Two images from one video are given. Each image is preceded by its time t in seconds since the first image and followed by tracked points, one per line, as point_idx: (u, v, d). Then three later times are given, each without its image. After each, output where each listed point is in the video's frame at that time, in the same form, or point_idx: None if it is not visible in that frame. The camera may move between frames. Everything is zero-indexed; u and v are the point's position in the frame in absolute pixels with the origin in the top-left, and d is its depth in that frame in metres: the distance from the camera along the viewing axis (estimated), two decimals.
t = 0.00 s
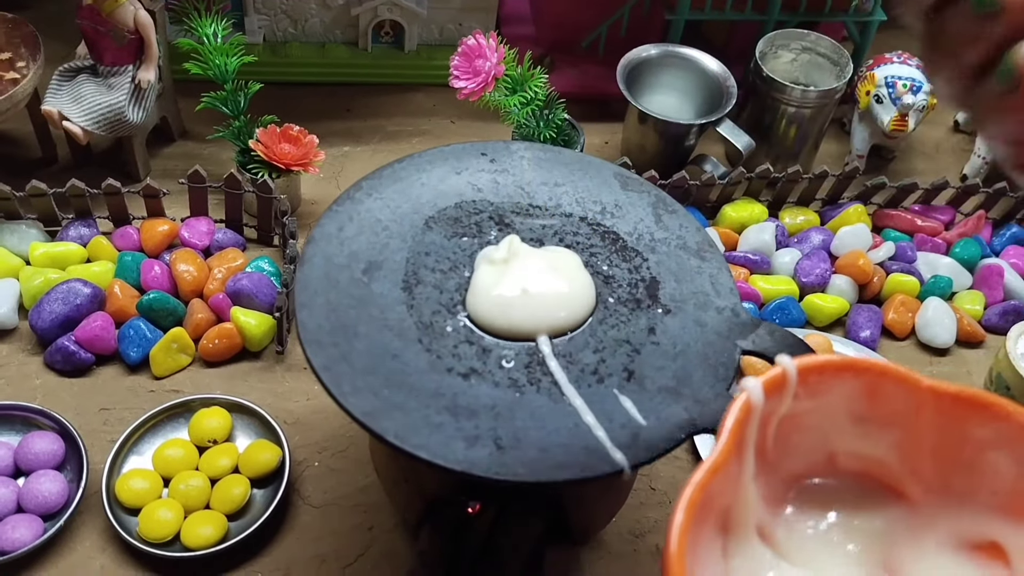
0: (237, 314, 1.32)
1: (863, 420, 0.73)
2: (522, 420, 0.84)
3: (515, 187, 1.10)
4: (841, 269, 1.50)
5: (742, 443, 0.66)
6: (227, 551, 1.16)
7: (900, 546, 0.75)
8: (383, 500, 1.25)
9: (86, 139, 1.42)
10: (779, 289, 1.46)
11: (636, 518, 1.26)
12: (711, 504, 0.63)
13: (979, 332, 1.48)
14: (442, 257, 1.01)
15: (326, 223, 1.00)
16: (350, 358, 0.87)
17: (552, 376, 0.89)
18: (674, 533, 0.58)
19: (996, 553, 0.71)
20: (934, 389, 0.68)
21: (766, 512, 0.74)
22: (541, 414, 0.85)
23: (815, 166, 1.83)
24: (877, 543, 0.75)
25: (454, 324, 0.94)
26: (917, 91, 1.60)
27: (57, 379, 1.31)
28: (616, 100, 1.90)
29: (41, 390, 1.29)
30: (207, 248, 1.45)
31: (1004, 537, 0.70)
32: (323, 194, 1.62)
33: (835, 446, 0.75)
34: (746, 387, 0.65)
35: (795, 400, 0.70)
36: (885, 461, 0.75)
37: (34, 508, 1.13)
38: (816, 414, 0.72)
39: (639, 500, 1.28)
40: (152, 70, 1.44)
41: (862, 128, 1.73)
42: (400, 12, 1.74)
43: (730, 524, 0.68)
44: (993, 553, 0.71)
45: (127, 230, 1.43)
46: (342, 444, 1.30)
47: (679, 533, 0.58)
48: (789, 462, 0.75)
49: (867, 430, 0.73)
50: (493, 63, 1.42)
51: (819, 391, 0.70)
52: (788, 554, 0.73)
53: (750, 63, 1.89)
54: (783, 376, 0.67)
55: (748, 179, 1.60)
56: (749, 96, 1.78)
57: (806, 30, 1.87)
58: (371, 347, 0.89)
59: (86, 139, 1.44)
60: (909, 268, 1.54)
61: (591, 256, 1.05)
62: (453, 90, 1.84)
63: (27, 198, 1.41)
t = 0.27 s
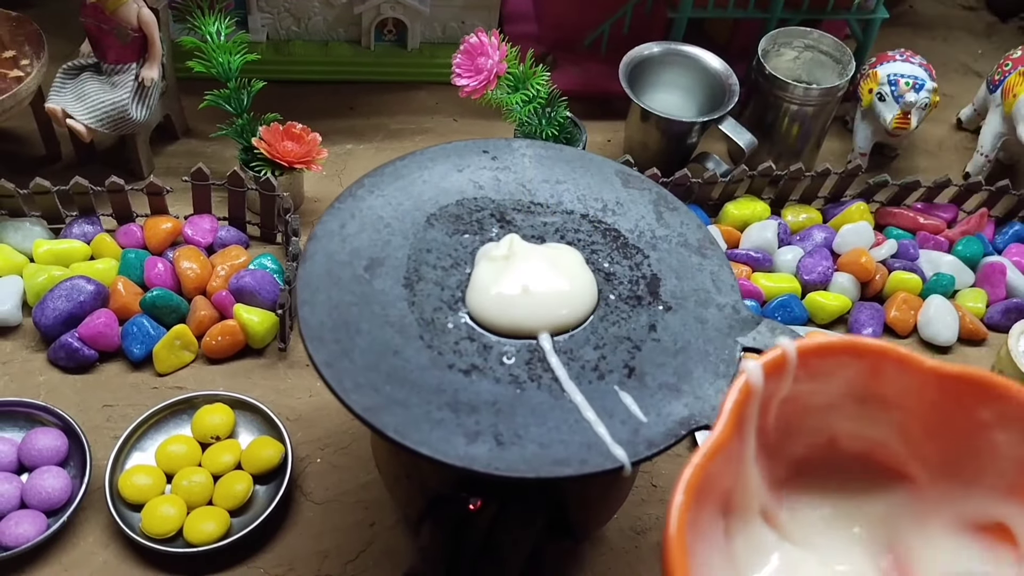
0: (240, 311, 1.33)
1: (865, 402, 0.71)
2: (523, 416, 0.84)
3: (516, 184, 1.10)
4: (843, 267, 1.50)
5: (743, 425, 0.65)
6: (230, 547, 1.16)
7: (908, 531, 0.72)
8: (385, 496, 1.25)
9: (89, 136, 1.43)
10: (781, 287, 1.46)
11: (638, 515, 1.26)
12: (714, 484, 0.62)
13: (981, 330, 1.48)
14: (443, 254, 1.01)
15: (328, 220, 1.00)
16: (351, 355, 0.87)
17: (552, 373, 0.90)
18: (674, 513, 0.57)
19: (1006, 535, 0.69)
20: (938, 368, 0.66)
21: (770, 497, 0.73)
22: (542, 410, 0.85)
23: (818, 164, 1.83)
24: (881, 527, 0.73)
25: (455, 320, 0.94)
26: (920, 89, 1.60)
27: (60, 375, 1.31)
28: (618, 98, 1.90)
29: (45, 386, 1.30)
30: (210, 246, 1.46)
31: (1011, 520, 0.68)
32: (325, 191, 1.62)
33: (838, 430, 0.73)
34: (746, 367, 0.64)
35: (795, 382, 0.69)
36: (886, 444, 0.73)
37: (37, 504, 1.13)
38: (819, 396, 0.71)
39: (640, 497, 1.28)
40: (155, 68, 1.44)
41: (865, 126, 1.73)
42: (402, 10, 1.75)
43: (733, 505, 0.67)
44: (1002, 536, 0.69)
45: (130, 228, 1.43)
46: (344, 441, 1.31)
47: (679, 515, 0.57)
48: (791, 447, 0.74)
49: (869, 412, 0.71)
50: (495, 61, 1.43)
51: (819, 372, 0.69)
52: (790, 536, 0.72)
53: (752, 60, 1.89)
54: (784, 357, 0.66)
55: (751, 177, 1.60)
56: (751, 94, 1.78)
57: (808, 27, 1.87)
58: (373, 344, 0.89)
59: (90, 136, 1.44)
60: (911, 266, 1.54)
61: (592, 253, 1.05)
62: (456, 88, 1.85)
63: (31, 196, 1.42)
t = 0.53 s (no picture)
0: (243, 310, 1.33)
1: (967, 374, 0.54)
2: (526, 415, 0.84)
3: (520, 183, 1.10)
4: (848, 266, 1.49)
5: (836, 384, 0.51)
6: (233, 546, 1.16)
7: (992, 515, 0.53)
8: (388, 495, 1.25)
9: (93, 135, 1.43)
10: (785, 285, 1.46)
11: (642, 514, 1.26)
12: (801, 438, 0.49)
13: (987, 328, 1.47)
14: (447, 253, 1.01)
15: (331, 219, 1.00)
16: (355, 353, 0.87)
17: (556, 372, 0.89)
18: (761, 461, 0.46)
19: None
20: None
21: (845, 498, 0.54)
22: (545, 409, 0.85)
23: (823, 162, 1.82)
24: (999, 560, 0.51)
25: (459, 319, 0.94)
26: (925, 86, 1.60)
27: (64, 374, 1.32)
28: (622, 96, 1.90)
29: (49, 385, 1.30)
30: (214, 244, 1.46)
31: None
32: (329, 190, 1.62)
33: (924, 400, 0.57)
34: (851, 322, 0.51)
35: (891, 345, 0.53)
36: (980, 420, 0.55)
37: (41, 503, 1.13)
38: (909, 364, 0.55)
39: (645, 496, 1.28)
40: (158, 66, 1.44)
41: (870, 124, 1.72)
42: (406, 8, 1.74)
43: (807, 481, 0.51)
44: None
45: (134, 226, 1.43)
46: (347, 439, 1.31)
47: (768, 465, 0.46)
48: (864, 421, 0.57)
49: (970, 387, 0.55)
50: (499, 59, 1.42)
51: (918, 336, 0.53)
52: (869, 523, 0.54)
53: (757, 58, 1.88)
54: (889, 317, 0.51)
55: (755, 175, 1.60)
56: (756, 91, 1.77)
57: (813, 25, 1.86)
58: (376, 343, 0.89)
59: (93, 135, 1.45)
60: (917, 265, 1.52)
61: (596, 251, 1.04)
62: (459, 86, 1.84)
63: (35, 194, 1.42)
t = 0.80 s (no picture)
0: (250, 310, 1.33)
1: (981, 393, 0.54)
2: (533, 416, 0.84)
3: (526, 183, 1.10)
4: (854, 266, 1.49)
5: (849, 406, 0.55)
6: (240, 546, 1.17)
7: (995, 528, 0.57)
8: (395, 495, 1.26)
9: (99, 135, 1.43)
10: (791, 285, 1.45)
11: (648, 515, 1.26)
12: (817, 454, 0.53)
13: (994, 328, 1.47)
14: (454, 254, 1.01)
15: (338, 219, 1.00)
16: (362, 354, 0.87)
17: (563, 373, 0.89)
18: (783, 478, 0.49)
19: None
20: None
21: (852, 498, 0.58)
22: (553, 410, 0.85)
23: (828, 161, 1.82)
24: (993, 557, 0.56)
25: (466, 320, 0.94)
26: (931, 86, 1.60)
27: (71, 374, 1.32)
28: (628, 95, 1.89)
29: (56, 385, 1.30)
30: (220, 244, 1.46)
31: None
32: (335, 190, 1.62)
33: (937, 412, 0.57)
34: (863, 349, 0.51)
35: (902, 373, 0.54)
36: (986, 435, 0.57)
37: (49, 503, 1.14)
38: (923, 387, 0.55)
39: (651, 496, 1.28)
40: (165, 67, 1.45)
41: (876, 123, 1.71)
42: (411, 7, 1.74)
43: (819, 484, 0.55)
44: None
45: (140, 226, 1.43)
46: (354, 439, 1.31)
47: (789, 478, 0.49)
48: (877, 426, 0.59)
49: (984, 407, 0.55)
50: (505, 59, 1.42)
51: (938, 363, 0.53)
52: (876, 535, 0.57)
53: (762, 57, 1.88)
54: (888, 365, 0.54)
55: (761, 175, 1.60)
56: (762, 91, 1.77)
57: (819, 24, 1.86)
58: (383, 344, 0.89)
59: (99, 135, 1.45)
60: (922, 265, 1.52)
61: (603, 252, 1.04)
62: (464, 86, 1.84)
63: (41, 195, 1.42)
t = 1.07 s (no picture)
0: (253, 309, 1.33)
1: None
2: (536, 415, 0.84)
3: (529, 183, 1.10)
4: (857, 265, 1.49)
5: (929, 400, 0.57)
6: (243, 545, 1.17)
7: None
8: (397, 494, 1.26)
9: (102, 134, 1.43)
10: (794, 284, 1.45)
11: (651, 514, 1.26)
12: (892, 447, 0.55)
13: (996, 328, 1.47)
14: (457, 253, 1.01)
15: (341, 219, 1.00)
16: (365, 354, 0.87)
17: (566, 372, 0.89)
18: (852, 496, 0.50)
19: None
20: None
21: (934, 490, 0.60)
22: (556, 410, 0.85)
23: (832, 160, 1.81)
24: None
25: (469, 319, 0.94)
26: (934, 86, 1.59)
27: (74, 373, 1.32)
28: (630, 94, 1.89)
29: (59, 384, 1.30)
30: (223, 243, 1.46)
31: None
32: (337, 189, 1.62)
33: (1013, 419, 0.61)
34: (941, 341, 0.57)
35: (982, 367, 0.58)
36: None
37: (52, 502, 1.14)
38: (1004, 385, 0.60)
39: (653, 496, 1.28)
40: (168, 66, 1.45)
41: (879, 122, 1.71)
42: (414, 7, 1.74)
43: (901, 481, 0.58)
44: None
45: (143, 225, 1.43)
46: (357, 439, 1.31)
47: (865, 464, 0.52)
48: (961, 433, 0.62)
49: None
50: (508, 58, 1.42)
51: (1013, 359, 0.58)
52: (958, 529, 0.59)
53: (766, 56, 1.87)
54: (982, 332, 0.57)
55: (764, 174, 1.59)
56: (765, 90, 1.77)
57: (823, 23, 1.86)
58: (386, 343, 0.89)
59: (103, 134, 1.45)
60: (926, 264, 1.52)
61: (606, 251, 1.04)
62: (467, 85, 1.84)
63: (45, 194, 1.42)
